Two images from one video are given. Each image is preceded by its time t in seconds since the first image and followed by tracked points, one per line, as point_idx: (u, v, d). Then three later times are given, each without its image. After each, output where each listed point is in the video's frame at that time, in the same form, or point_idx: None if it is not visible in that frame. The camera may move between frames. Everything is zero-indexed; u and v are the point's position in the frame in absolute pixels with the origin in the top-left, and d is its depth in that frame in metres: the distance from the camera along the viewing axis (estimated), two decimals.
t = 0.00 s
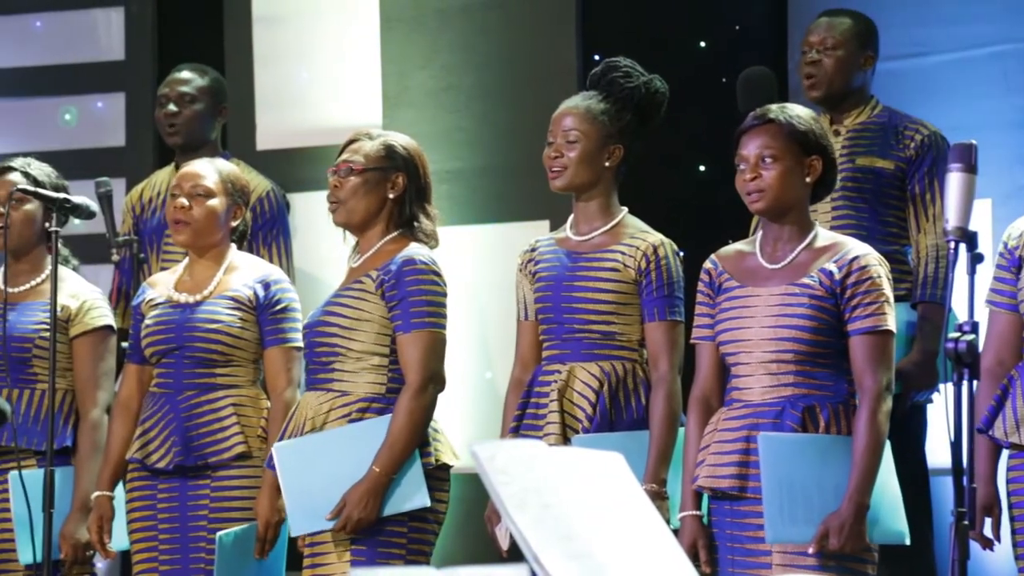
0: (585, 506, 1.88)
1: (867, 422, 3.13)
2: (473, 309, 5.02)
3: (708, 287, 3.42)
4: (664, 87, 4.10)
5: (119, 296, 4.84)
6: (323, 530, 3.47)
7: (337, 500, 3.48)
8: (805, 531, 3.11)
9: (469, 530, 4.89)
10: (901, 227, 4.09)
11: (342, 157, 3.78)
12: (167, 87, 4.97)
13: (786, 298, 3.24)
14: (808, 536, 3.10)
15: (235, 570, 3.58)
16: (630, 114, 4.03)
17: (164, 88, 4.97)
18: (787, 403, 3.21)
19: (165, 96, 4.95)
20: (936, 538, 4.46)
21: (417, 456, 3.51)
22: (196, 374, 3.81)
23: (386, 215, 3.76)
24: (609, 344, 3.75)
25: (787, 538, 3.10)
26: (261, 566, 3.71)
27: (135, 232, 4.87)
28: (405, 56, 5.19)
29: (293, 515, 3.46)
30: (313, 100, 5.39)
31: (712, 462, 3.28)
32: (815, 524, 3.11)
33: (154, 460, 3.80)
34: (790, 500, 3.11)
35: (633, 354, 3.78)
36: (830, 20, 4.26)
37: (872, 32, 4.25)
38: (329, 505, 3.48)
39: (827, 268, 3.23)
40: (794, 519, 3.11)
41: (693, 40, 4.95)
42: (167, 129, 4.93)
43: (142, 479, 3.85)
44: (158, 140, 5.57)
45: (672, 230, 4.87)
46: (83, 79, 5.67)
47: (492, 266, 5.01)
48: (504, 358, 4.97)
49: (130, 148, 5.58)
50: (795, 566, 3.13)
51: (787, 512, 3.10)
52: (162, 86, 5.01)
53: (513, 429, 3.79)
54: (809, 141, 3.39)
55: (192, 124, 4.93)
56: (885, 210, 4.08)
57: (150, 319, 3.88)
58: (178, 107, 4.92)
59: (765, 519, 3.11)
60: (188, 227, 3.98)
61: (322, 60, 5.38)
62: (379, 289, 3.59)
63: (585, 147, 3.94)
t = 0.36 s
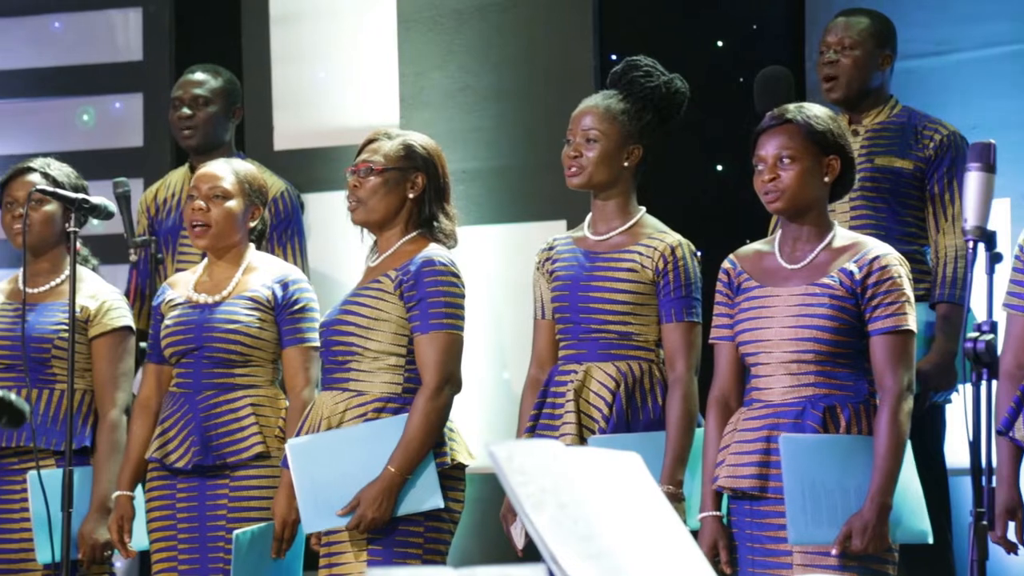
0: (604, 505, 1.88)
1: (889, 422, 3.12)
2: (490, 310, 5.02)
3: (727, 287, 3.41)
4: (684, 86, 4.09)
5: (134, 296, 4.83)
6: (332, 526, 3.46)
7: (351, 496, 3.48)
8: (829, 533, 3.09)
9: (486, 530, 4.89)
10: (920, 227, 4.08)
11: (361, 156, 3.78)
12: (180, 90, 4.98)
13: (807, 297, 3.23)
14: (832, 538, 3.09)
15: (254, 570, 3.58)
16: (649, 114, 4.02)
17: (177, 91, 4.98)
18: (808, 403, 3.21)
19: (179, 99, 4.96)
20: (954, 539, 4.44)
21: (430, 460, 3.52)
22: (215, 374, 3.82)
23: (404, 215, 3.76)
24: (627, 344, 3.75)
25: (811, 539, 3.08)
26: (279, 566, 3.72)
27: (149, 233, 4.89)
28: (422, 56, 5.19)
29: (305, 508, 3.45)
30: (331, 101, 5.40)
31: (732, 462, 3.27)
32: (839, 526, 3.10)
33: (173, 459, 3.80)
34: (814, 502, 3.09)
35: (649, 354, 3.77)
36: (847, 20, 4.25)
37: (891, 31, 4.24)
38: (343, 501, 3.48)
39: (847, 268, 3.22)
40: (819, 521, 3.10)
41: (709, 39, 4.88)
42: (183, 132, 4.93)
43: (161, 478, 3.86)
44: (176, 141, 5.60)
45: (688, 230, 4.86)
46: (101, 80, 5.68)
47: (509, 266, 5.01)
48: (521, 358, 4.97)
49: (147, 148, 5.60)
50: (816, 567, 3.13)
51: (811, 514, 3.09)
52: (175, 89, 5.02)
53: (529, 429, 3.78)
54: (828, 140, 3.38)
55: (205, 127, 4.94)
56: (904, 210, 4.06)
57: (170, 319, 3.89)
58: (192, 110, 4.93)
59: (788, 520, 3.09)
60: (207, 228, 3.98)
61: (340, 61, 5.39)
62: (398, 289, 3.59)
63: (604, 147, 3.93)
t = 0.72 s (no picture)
0: (623, 506, 1.87)
1: (909, 424, 3.10)
2: (508, 310, 5.03)
3: (746, 287, 3.40)
4: (699, 85, 4.09)
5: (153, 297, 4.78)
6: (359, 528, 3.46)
7: (374, 497, 3.48)
8: (853, 536, 3.09)
9: (505, 529, 4.89)
10: (939, 227, 4.06)
11: (377, 157, 3.78)
12: (195, 91, 4.99)
13: (827, 297, 3.22)
14: (856, 540, 3.09)
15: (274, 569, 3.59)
16: (665, 113, 4.02)
17: (190, 92, 5.00)
18: (828, 403, 3.20)
19: (194, 100, 4.97)
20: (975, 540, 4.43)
21: (451, 460, 3.53)
22: (236, 374, 3.83)
23: (422, 215, 3.76)
24: (644, 344, 3.75)
25: (835, 543, 3.08)
26: (300, 566, 3.73)
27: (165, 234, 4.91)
28: (441, 57, 5.19)
29: (329, 512, 3.45)
30: (350, 101, 5.41)
31: (752, 463, 3.26)
32: (863, 529, 3.10)
33: (193, 459, 3.82)
34: (837, 506, 3.09)
35: (667, 354, 3.77)
36: (865, 19, 4.23)
37: (909, 30, 4.22)
38: (366, 503, 3.48)
39: (867, 268, 3.22)
40: (843, 524, 3.09)
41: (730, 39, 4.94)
42: (199, 132, 4.94)
43: (181, 478, 3.87)
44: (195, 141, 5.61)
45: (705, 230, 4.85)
46: (120, 80, 5.70)
47: (528, 266, 5.01)
48: (539, 358, 4.97)
49: (167, 149, 5.62)
50: (836, 568, 3.13)
51: (834, 517, 3.09)
52: (190, 90, 5.03)
53: (547, 429, 3.78)
54: (849, 139, 3.37)
55: (219, 128, 4.95)
56: (923, 210, 4.05)
57: (191, 319, 3.90)
58: (207, 111, 4.95)
59: (811, 523, 3.09)
60: (228, 228, 3.99)
61: (358, 61, 5.40)
62: (415, 289, 3.59)
63: (620, 147, 3.93)
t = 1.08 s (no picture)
0: (644, 506, 1.87)
1: (932, 423, 3.09)
2: (530, 310, 5.03)
3: (768, 287, 3.40)
4: (718, 84, 4.08)
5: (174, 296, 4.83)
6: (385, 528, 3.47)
7: (396, 497, 3.49)
8: (872, 534, 3.08)
9: (527, 529, 4.89)
10: (962, 226, 4.05)
11: (390, 157, 3.79)
12: (214, 90, 5.01)
13: (849, 297, 3.22)
14: (876, 538, 3.08)
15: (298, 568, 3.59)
16: (683, 113, 4.01)
17: (210, 91, 5.01)
18: (850, 403, 3.19)
19: (212, 99, 4.99)
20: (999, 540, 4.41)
21: (472, 456, 3.52)
22: (260, 374, 3.84)
23: (435, 214, 3.77)
24: (664, 344, 3.74)
25: (855, 541, 3.07)
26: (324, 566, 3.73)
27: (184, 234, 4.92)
28: (461, 57, 5.19)
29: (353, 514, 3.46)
30: (370, 102, 5.42)
31: (774, 462, 3.26)
32: (882, 527, 3.09)
33: (217, 458, 3.82)
34: (856, 504, 3.09)
35: (688, 354, 3.76)
36: (885, 18, 4.22)
37: (929, 28, 4.21)
38: (388, 504, 3.49)
39: (890, 268, 3.21)
40: (862, 522, 3.08)
41: (748, 40, 4.91)
42: (216, 131, 4.95)
43: (204, 478, 3.88)
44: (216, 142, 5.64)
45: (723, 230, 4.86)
46: (142, 81, 5.72)
47: (549, 267, 5.02)
48: (560, 358, 4.98)
49: (189, 150, 5.64)
50: (857, 569, 3.12)
51: (853, 516, 3.08)
52: (209, 90, 5.05)
53: (567, 430, 3.78)
54: (872, 139, 3.36)
55: (238, 126, 4.96)
56: (944, 210, 4.03)
57: (214, 319, 3.92)
58: (226, 110, 4.96)
59: (831, 522, 3.09)
60: (250, 231, 4.01)
61: (378, 62, 5.41)
62: (431, 287, 3.60)
63: (639, 146, 3.93)
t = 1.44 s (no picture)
0: (665, 506, 1.87)
1: (954, 424, 3.08)
2: (550, 310, 5.03)
3: (789, 286, 3.39)
4: (739, 84, 4.07)
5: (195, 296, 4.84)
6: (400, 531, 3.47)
7: (415, 500, 3.49)
8: (891, 531, 3.07)
9: (548, 529, 4.89)
10: (984, 227, 4.03)
11: (411, 158, 3.79)
12: (237, 92, 5.03)
13: (871, 297, 3.21)
14: (895, 535, 3.07)
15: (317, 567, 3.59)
16: (704, 113, 4.01)
17: (232, 93, 5.03)
18: (872, 403, 3.18)
19: (235, 101, 5.00)
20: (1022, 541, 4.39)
21: (493, 459, 3.52)
22: (281, 374, 3.85)
23: (457, 215, 3.77)
24: (685, 344, 3.74)
25: (874, 536, 3.07)
26: (343, 566, 3.73)
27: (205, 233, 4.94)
28: (482, 58, 5.19)
29: (373, 512, 3.48)
30: (391, 102, 5.42)
31: (795, 462, 3.25)
32: (902, 523, 3.07)
33: (238, 458, 3.84)
34: (877, 500, 3.07)
35: (708, 354, 3.76)
36: (906, 17, 4.21)
37: (951, 27, 4.20)
38: (407, 505, 3.49)
39: (913, 268, 3.20)
40: (881, 518, 3.07)
41: (772, 37, 4.93)
42: (240, 132, 4.97)
43: (225, 478, 3.89)
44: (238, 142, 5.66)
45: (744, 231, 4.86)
46: (163, 82, 5.74)
47: (571, 267, 5.02)
48: (581, 358, 4.98)
49: (211, 150, 5.67)
50: (879, 569, 3.10)
51: (873, 511, 3.07)
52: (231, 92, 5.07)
53: (588, 430, 3.78)
54: (894, 138, 3.35)
55: (260, 129, 4.97)
56: (967, 210, 4.01)
57: (236, 319, 3.93)
58: (249, 112, 4.97)
59: (850, 517, 3.08)
60: (272, 229, 4.02)
61: (399, 62, 5.41)
62: (453, 289, 3.60)
63: (659, 147, 3.92)
